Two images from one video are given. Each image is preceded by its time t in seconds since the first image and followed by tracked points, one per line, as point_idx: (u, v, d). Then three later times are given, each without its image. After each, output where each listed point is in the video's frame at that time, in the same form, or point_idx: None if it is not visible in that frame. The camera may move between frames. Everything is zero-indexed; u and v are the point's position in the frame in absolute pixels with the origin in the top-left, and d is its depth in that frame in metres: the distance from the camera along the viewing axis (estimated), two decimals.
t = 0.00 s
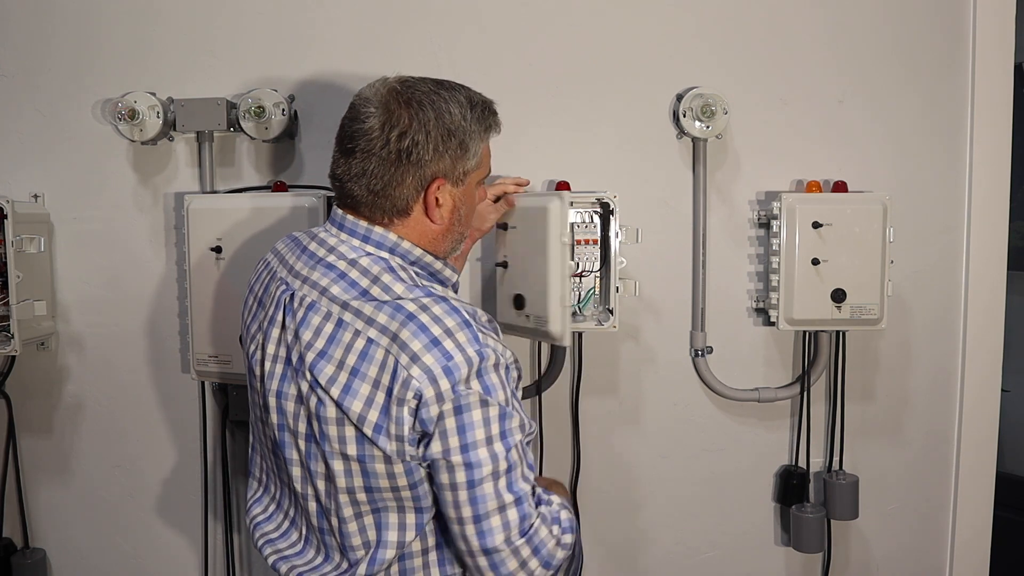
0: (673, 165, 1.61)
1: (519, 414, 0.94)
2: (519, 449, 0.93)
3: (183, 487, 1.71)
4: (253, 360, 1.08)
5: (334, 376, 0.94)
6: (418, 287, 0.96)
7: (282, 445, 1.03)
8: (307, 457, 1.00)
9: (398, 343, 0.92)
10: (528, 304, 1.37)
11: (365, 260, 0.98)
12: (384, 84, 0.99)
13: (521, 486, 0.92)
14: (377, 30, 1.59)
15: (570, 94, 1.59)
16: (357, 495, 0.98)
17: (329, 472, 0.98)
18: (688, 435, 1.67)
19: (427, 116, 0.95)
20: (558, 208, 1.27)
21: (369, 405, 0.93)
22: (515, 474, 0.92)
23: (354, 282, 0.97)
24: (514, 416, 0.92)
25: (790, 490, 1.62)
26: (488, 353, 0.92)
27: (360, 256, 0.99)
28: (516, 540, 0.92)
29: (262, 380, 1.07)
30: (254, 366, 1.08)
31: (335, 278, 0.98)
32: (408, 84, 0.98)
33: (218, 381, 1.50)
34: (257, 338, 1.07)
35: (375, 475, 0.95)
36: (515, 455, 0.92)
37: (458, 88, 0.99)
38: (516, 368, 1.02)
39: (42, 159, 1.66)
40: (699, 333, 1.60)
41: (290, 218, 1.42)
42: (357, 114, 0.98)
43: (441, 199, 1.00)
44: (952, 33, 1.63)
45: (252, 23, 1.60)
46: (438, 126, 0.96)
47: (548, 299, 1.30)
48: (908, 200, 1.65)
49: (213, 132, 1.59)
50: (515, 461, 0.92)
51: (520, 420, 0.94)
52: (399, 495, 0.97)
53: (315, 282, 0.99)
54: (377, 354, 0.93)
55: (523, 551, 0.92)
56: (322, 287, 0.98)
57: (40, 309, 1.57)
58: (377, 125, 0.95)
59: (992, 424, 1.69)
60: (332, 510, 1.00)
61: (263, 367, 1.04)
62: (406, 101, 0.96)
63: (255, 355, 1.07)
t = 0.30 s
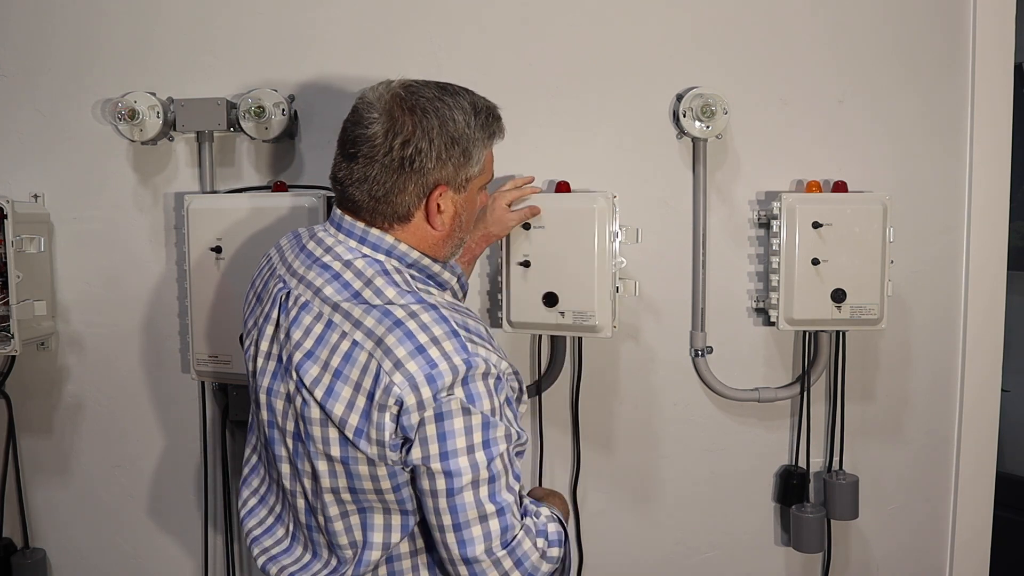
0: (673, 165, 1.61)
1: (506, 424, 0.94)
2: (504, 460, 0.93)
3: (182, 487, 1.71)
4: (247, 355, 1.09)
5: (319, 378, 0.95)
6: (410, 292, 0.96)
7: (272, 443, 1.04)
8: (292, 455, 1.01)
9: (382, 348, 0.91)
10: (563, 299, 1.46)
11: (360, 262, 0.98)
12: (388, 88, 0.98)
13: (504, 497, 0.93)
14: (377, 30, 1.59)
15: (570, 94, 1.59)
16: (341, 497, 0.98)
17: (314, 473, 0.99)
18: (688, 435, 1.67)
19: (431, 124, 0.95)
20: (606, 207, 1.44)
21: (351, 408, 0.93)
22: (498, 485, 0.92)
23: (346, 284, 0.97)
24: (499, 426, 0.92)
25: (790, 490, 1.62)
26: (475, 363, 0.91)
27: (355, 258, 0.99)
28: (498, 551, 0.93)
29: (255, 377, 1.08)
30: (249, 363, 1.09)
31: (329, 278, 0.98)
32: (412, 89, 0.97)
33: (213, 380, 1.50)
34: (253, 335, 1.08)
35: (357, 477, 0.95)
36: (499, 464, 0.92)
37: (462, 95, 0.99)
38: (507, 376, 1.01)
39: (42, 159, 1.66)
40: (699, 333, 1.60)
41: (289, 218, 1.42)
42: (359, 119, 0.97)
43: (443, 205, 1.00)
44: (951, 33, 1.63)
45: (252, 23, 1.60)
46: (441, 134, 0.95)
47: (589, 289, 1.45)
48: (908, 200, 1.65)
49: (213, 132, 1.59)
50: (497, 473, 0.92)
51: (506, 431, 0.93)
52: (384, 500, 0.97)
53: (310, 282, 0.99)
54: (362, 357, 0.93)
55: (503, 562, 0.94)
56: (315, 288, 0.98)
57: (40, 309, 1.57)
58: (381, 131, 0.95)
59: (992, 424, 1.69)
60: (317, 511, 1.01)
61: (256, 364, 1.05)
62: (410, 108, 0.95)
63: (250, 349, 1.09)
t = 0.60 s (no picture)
0: (673, 165, 1.60)
1: (512, 426, 0.95)
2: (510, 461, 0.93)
3: (182, 487, 1.71)
4: (250, 353, 1.09)
5: (324, 377, 0.95)
6: (415, 293, 0.96)
7: (274, 442, 1.04)
8: (295, 453, 1.01)
9: (388, 349, 0.92)
10: (573, 296, 1.47)
11: (365, 261, 0.98)
12: (395, 88, 0.98)
13: (511, 497, 0.93)
14: (377, 30, 1.59)
15: (570, 94, 1.59)
16: (344, 496, 0.98)
17: (318, 472, 0.99)
18: (688, 435, 1.67)
19: (437, 126, 0.94)
20: (613, 204, 1.46)
21: (356, 408, 0.93)
22: (504, 486, 0.93)
23: (352, 283, 0.97)
24: (506, 428, 0.93)
25: (790, 490, 1.63)
26: (481, 365, 0.91)
27: (360, 258, 0.99)
28: (506, 551, 0.93)
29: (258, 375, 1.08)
30: (253, 361, 1.09)
31: (334, 278, 0.98)
32: (419, 90, 0.97)
33: (215, 380, 1.50)
34: (257, 333, 1.08)
35: (361, 477, 0.96)
36: (506, 465, 0.92)
37: (469, 96, 0.98)
38: (511, 377, 1.01)
39: (42, 159, 1.66)
40: (699, 333, 1.60)
41: (289, 218, 1.42)
42: (366, 119, 0.97)
43: (448, 207, 1.00)
44: (951, 33, 1.63)
45: (252, 23, 1.60)
46: (448, 136, 0.95)
47: (598, 285, 1.47)
48: (908, 200, 1.65)
49: (213, 132, 1.59)
50: (504, 474, 0.93)
51: (512, 433, 0.94)
52: (387, 499, 0.97)
53: (315, 281, 0.99)
54: (366, 358, 0.93)
55: (510, 562, 0.94)
56: (320, 287, 0.98)
57: (40, 309, 1.57)
58: (387, 132, 0.94)
59: (992, 424, 1.69)
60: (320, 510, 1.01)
61: (260, 362, 1.05)
62: (417, 109, 0.95)
63: (254, 347, 1.09)
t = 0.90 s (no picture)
0: (673, 165, 1.61)
1: (524, 429, 0.95)
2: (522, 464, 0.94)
3: (183, 487, 1.71)
4: (258, 353, 1.09)
5: (337, 380, 0.94)
6: (427, 296, 0.96)
7: (283, 442, 1.04)
8: (304, 454, 1.01)
9: (402, 352, 0.91)
10: (573, 296, 1.47)
11: (376, 263, 0.98)
12: (406, 90, 0.98)
13: (523, 499, 0.94)
14: (377, 30, 1.59)
15: (570, 94, 1.59)
16: (355, 497, 0.98)
17: (328, 473, 0.99)
18: (688, 435, 1.67)
19: (449, 130, 0.94)
20: (613, 204, 1.46)
21: (369, 410, 0.93)
22: (517, 488, 0.93)
23: (363, 285, 0.97)
24: (519, 431, 0.93)
25: (790, 490, 1.63)
26: (494, 370, 0.92)
27: (371, 259, 0.99)
28: (518, 552, 0.94)
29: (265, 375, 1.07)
30: (260, 361, 1.09)
31: (345, 279, 0.98)
32: (431, 93, 0.96)
33: (221, 381, 1.49)
34: (265, 333, 1.08)
35: (373, 478, 0.96)
36: (518, 468, 0.93)
37: (481, 100, 0.98)
38: (521, 380, 1.01)
39: (42, 159, 1.66)
40: (699, 333, 1.60)
41: (289, 218, 1.42)
42: (378, 121, 0.96)
43: (458, 210, 1.00)
44: (951, 33, 1.63)
45: (252, 23, 1.60)
46: (460, 140, 0.95)
47: (598, 285, 1.47)
48: (908, 200, 1.65)
49: (214, 132, 1.59)
50: (516, 476, 0.93)
51: (525, 436, 0.94)
52: (398, 501, 0.98)
53: (326, 283, 0.99)
54: (379, 360, 0.93)
55: (522, 563, 0.94)
56: (331, 289, 0.98)
57: (40, 309, 1.57)
58: (399, 135, 0.94)
59: (992, 423, 1.69)
60: (330, 511, 1.01)
61: (268, 363, 1.05)
62: (429, 113, 0.95)
63: (261, 347, 1.09)
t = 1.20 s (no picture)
0: (672, 165, 1.61)
1: (526, 431, 0.95)
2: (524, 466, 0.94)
3: (182, 487, 1.71)
4: (260, 353, 1.09)
5: (340, 380, 0.94)
6: (430, 298, 0.96)
7: (284, 442, 1.04)
8: (306, 454, 1.01)
9: (405, 353, 0.91)
10: (573, 296, 1.47)
11: (380, 264, 0.98)
12: (415, 93, 0.98)
13: (524, 501, 0.94)
14: (377, 30, 1.59)
15: (570, 94, 1.59)
16: (355, 497, 0.98)
17: (329, 473, 0.99)
18: (688, 435, 1.67)
19: (457, 133, 0.94)
20: (613, 204, 1.46)
21: (372, 411, 0.93)
22: (518, 490, 0.93)
23: (367, 286, 0.97)
24: (521, 434, 0.93)
25: (790, 490, 1.62)
26: (497, 372, 0.92)
27: (375, 260, 0.99)
28: (519, 554, 0.94)
29: (268, 375, 1.07)
30: (262, 360, 1.09)
31: (348, 280, 0.98)
32: (440, 96, 0.96)
33: (222, 381, 1.50)
34: (267, 332, 1.08)
35: (374, 478, 0.96)
36: (520, 470, 0.93)
37: (488, 103, 0.98)
38: (523, 382, 1.01)
39: (42, 159, 1.66)
40: (698, 333, 1.60)
41: (290, 218, 1.42)
42: (385, 122, 0.96)
43: (463, 213, 1.00)
44: (951, 33, 1.63)
45: (252, 24, 1.60)
46: (468, 143, 0.95)
47: (598, 286, 1.47)
48: (908, 200, 1.65)
49: (214, 132, 1.59)
50: (517, 478, 0.93)
51: (527, 439, 0.95)
52: (399, 502, 0.98)
53: (329, 282, 0.99)
54: (382, 361, 0.93)
55: (523, 565, 0.94)
56: (335, 289, 0.98)
57: (40, 309, 1.57)
58: (407, 137, 0.94)
59: (992, 423, 1.69)
60: (331, 511, 1.01)
61: (271, 362, 1.05)
62: (438, 116, 0.95)
63: (264, 347, 1.08)
